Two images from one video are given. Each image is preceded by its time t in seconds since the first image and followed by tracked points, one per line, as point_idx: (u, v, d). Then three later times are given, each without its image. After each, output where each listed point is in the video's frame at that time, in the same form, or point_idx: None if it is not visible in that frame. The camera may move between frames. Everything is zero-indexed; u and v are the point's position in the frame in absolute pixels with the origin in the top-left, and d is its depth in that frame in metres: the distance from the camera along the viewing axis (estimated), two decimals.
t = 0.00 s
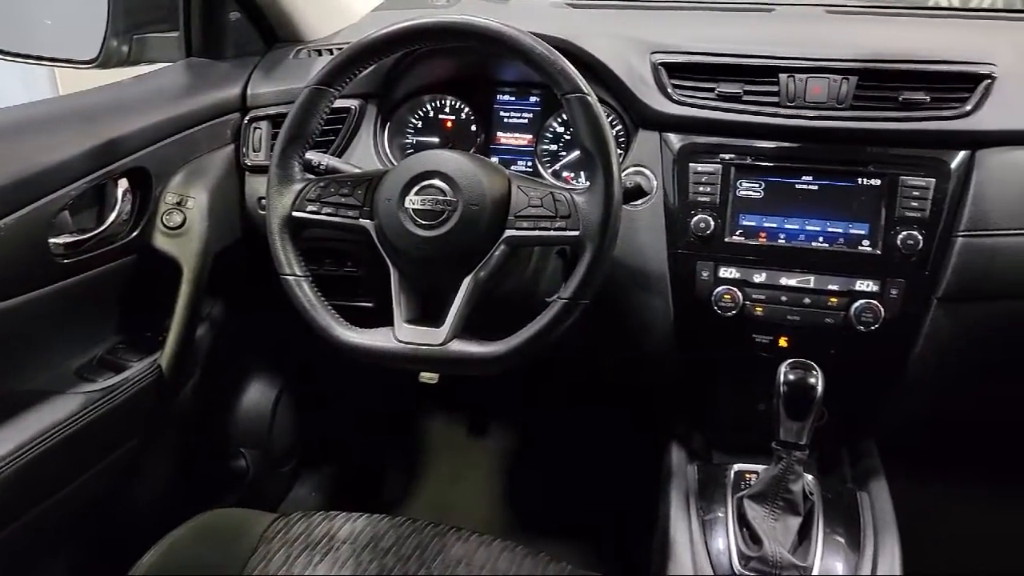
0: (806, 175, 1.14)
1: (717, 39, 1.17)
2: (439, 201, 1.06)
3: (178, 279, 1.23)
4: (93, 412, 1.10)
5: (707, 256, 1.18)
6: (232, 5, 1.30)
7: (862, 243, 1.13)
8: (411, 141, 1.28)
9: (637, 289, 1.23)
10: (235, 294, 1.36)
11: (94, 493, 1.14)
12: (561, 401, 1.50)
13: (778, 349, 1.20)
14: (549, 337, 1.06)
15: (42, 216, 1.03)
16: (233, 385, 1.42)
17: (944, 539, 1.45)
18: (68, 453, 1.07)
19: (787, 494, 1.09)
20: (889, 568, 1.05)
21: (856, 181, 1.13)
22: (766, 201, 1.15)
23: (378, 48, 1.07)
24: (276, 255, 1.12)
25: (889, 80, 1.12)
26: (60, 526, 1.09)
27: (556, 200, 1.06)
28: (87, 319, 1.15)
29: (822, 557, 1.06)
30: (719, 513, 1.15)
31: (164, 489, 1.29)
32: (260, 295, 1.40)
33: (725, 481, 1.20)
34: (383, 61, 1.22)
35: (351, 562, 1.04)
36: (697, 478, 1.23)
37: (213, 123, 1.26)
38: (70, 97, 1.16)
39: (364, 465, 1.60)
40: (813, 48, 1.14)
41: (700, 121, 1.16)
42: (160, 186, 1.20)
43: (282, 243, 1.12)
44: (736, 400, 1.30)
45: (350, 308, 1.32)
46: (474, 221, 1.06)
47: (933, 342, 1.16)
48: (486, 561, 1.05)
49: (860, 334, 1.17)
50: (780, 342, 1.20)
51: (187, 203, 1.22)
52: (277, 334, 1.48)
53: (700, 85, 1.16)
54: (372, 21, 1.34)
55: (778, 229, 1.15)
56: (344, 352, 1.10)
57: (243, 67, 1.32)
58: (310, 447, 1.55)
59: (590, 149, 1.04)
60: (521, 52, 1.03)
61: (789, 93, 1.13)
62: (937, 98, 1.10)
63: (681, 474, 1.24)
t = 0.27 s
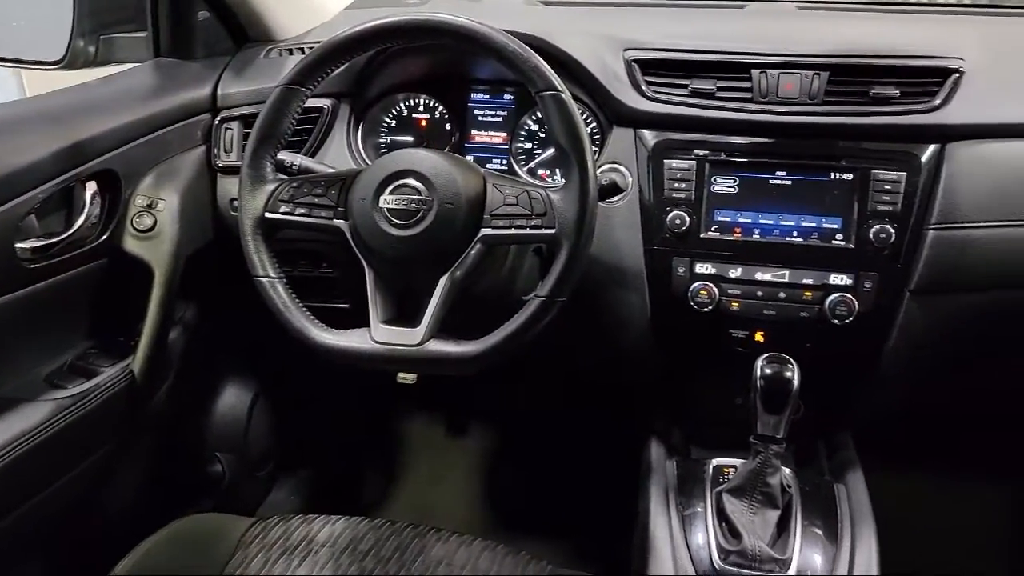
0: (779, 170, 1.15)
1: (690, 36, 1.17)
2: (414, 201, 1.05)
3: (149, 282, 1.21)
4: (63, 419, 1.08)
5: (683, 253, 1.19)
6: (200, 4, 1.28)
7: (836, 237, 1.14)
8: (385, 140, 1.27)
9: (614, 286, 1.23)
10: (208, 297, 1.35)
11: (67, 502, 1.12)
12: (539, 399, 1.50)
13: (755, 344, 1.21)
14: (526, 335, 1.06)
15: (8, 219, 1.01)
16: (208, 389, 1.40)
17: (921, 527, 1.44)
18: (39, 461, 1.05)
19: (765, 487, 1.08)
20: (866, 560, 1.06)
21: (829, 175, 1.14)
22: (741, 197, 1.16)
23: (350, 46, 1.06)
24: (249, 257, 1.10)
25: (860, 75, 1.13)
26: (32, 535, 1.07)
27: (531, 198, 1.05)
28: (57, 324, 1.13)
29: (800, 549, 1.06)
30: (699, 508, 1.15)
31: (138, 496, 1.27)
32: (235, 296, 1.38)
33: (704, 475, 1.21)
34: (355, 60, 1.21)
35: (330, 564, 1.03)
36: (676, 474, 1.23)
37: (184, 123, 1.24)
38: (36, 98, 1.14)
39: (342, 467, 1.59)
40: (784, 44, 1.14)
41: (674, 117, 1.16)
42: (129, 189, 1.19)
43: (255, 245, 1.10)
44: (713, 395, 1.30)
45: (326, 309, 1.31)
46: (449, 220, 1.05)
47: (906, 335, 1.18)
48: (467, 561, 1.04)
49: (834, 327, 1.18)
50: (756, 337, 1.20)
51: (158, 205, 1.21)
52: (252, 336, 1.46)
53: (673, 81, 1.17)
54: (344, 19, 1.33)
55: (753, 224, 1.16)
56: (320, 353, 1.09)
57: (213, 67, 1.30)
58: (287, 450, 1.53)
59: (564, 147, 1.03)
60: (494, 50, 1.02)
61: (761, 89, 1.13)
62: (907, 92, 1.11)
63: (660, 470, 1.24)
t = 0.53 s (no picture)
0: (752, 166, 1.16)
1: (662, 32, 1.18)
2: (387, 200, 1.05)
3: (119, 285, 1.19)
4: (32, 427, 1.06)
5: (658, 249, 1.19)
6: (167, 4, 1.26)
7: (808, 231, 1.15)
8: (359, 139, 1.26)
9: (590, 283, 1.24)
10: (180, 300, 1.33)
11: (37, 510, 1.10)
12: (517, 396, 1.50)
13: (731, 338, 1.22)
14: (503, 333, 1.05)
15: None
16: (181, 393, 1.38)
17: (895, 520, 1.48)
18: (8, 470, 1.03)
19: (742, 481, 1.09)
20: (841, 553, 1.07)
21: (801, 170, 1.15)
22: (715, 193, 1.17)
23: (321, 44, 1.05)
24: (221, 258, 1.09)
25: (830, 70, 1.14)
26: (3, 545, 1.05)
27: (505, 195, 1.05)
28: (25, 330, 1.11)
29: (777, 541, 1.07)
30: (677, 503, 1.15)
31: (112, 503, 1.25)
32: (208, 298, 1.37)
33: (682, 470, 1.21)
34: (327, 59, 1.20)
35: (308, 568, 1.02)
36: (654, 470, 1.24)
37: (152, 126, 1.23)
38: None
39: (319, 469, 1.58)
40: (755, 40, 1.15)
41: (647, 114, 1.16)
42: (97, 191, 1.17)
43: (226, 246, 1.09)
44: (690, 390, 1.31)
45: (301, 311, 1.29)
46: (423, 219, 1.05)
47: (879, 327, 1.19)
48: (447, 561, 1.04)
49: (809, 321, 1.18)
50: (732, 331, 1.21)
51: (127, 208, 1.19)
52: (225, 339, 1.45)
53: (646, 78, 1.17)
54: (315, 17, 1.32)
55: (727, 220, 1.17)
56: (295, 355, 1.08)
57: (182, 67, 1.28)
58: (263, 453, 1.52)
59: (538, 144, 1.03)
60: (466, 47, 1.02)
61: (732, 85, 1.14)
62: (876, 87, 1.12)
63: (638, 466, 1.25)
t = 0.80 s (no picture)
0: (723, 164, 1.17)
1: (633, 32, 1.18)
2: (360, 201, 1.04)
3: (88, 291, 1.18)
4: None
5: (632, 247, 1.20)
6: (133, 5, 1.24)
7: (780, 227, 1.16)
8: (331, 141, 1.26)
9: (565, 283, 1.24)
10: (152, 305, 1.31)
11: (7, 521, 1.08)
12: (496, 394, 1.51)
13: (705, 335, 1.22)
14: (478, 334, 1.05)
15: None
16: (153, 400, 1.37)
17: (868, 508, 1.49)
18: None
19: (718, 476, 1.10)
20: (815, 548, 1.09)
21: (772, 167, 1.16)
22: (687, 191, 1.18)
23: (290, 45, 1.04)
24: (191, 263, 1.08)
25: (799, 68, 1.15)
26: None
27: (479, 196, 1.05)
28: None
29: (754, 536, 1.08)
30: (654, 499, 1.16)
31: (84, 513, 1.23)
32: (179, 302, 1.36)
33: (659, 467, 1.22)
34: (297, 60, 1.19)
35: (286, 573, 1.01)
36: (631, 468, 1.24)
37: (120, 129, 1.21)
38: None
39: (294, 474, 1.57)
40: (725, 39, 1.16)
41: (619, 113, 1.17)
42: (63, 197, 1.15)
43: (196, 251, 1.08)
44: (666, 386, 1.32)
45: (274, 314, 1.28)
46: (396, 220, 1.04)
47: (850, 322, 1.20)
48: (426, 563, 1.03)
49: (782, 317, 1.20)
50: (706, 328, 1.22)
51: (95, 212, 1.17)
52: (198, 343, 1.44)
53: (618, 77, 1.17)
54: (284, 18, 1.31)
55: (700, 217, 1.18)
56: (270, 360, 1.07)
57: (150, 69, 1.27)
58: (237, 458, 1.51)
59: (511, 143, 1.03)
60: (436, 47, 1.01)
61: (703, 84, 1.15)
62: (845, 84, 1.14)
63: (616, 464, 1.26)
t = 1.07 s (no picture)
0: (696, 161, 1.18)
1: (604, 31, 1.19)
2: (333, 203, 1.03)
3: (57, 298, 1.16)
4: None
5: (606, 245, 1.21)
6: (99, 5, 1.22)
7: (752, 224, 1.17)
8: (302, 142, 1.25)
9: (540, 282, 1.24)
10: (122, 310, 1.30)
11: None
12: (472, 395, 1.52)
13: (680, 332, 1.23)
14: (455, 335, 1.05)
15: None
16: (125, 406, 1.35)
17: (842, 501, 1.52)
18: None
19: (695, 472, 1.10)
20: (791, 541, 1.10)
21: (743, 165, 1.17)
22: (661, 188, 1.19)
23: (259, 46, 1.03)
24: (162, 267, 1.07)
25: (769, 66, 1.16)
26: None
27: (453, 196, 1.04)
28: None
29: (731, 530, 1.09)
30: (632, 496, 1.16)
31: (56, 523, 1.21)
32: (150, 308, 1.35)
33: (636, 464, 1.23)
34: (267, 61, 1.18)
35: None
36: (608, 465, 1.25)
37: (87, 132, 1.19)
38: None
39: (269, 479, 1.56)
40: (696, 38, 1.17)
41: (591, 112, 1.18)
42: (29, 201, 1.13)
43: (167, 255, 1.07)
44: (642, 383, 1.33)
45: (247, 318, 1.27)
46: (370, 222, 1.03)
47: (822, 317, 1.22)
48: (405, 566, 1.03)
49: (755, 313, 1.21)
50: (681, 325, 1.23)
51: (62, 218, 1.15)
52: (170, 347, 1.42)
53: (590, 77, 1.18)
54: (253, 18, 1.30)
55: (673, 215, 1.19)
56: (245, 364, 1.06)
57: (118, 71, 1.25)
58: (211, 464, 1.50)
59: (484, 143, 1.03)
60: (407, 47, 1.01)
61: (675, 82, 1.16)
62: (814, 82, 1.15)
63: (593, 462, 1.26)
